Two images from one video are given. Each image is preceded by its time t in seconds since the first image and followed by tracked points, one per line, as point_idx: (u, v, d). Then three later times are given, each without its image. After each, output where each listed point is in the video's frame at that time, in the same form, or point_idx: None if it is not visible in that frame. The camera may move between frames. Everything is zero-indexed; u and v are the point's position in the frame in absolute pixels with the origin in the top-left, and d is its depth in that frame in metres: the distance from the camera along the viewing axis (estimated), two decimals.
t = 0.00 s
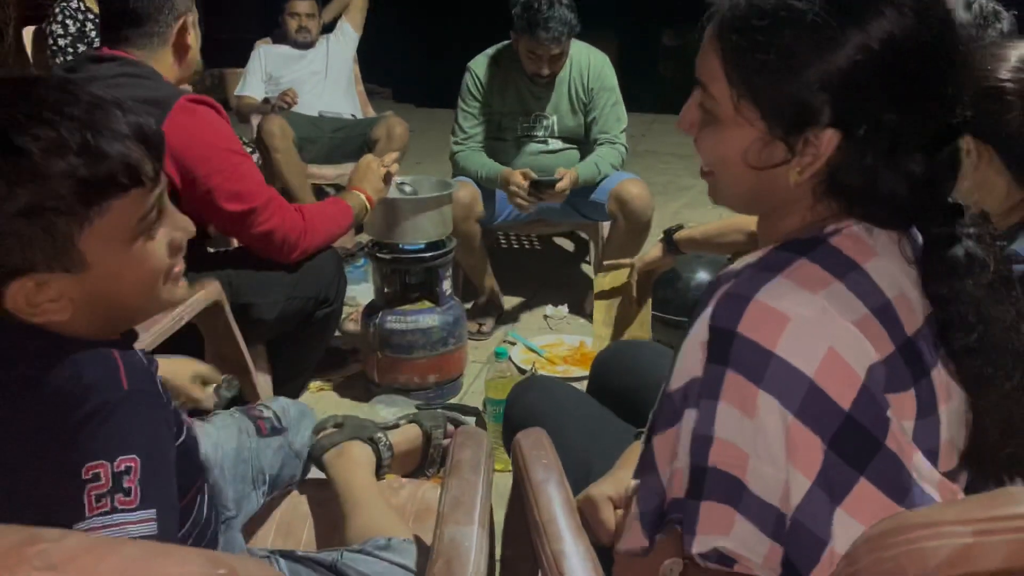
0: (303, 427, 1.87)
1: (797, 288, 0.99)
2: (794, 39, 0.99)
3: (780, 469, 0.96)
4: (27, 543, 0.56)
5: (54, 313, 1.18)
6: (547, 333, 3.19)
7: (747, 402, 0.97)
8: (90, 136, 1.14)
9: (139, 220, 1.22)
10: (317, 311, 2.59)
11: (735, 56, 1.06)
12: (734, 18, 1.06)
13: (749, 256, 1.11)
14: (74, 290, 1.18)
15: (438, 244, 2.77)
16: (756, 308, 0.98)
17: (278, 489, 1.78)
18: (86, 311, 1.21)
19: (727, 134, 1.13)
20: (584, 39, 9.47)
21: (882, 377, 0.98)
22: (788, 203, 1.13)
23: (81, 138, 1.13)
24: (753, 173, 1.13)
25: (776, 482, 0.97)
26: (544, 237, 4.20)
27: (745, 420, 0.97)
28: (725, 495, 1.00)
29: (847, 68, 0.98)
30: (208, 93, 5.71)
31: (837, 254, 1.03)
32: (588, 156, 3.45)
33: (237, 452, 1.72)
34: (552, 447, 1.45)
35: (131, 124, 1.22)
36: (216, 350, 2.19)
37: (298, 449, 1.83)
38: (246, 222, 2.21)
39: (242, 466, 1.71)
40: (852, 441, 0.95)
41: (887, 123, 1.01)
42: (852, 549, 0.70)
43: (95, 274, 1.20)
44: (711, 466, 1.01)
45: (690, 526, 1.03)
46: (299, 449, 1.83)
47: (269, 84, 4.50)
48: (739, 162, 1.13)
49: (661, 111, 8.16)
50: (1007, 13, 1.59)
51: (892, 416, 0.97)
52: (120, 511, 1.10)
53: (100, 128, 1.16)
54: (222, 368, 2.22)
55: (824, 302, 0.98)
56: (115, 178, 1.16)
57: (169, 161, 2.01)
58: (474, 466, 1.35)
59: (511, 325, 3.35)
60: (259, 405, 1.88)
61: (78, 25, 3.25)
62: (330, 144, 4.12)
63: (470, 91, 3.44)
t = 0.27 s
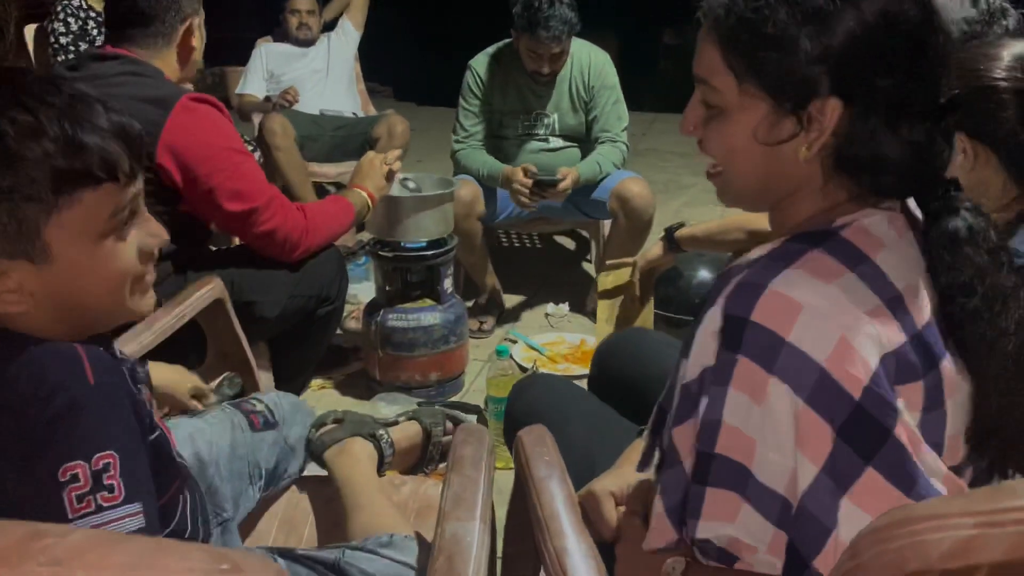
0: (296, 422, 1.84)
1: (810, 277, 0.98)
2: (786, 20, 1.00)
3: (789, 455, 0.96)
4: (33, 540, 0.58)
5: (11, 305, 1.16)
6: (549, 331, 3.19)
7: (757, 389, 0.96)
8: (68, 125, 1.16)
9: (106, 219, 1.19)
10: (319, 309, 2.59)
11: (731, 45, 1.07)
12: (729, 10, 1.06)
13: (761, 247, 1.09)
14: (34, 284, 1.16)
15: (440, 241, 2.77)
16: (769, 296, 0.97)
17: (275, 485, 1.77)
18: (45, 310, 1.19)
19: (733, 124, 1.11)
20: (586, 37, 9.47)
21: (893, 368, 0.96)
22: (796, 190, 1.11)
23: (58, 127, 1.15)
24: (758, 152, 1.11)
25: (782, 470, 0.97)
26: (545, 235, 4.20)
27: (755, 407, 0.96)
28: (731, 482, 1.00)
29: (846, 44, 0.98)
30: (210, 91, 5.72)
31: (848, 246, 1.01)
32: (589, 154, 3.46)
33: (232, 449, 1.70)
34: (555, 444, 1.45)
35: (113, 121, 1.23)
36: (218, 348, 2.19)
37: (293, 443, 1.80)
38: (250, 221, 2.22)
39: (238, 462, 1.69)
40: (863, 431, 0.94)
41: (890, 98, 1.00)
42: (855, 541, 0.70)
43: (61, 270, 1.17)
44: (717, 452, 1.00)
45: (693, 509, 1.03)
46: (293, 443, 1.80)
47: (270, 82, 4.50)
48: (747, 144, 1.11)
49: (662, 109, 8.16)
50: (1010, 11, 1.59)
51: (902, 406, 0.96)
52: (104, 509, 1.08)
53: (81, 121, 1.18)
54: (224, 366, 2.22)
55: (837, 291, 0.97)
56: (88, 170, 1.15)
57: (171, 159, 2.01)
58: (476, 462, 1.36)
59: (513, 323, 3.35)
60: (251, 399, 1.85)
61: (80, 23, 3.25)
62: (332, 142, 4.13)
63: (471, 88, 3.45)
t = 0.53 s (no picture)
0: (280, 414, 1.84)
1: (838, 265, 0.95)
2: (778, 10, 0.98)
3: (806, 442, 0.92)
4: (41, 545, 0.59)
5: (19, 281, 1.16)
6: (550, 329, 3.20)
7: (777, 374, 0.92)
8: (78, 100, 1.15)
9: (117, 194, 1.21)
10: (321, 307, 2.60)
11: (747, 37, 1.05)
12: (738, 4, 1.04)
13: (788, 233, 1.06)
14: (40, 260, 1.16)
15: (442, 240, 2.77)
16: (797, 282, 0.94)
17: (260, 484, 1.75)
18: (49, 290, 1.19)
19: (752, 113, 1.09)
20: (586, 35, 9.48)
21: (914, 363, 0.94)
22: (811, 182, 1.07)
23: (68, 102, 1.14)
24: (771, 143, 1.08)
25: (799, 454, 0.93)
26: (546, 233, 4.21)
27: (775, 392, 0.93)
28: (751, 466, 0.96)
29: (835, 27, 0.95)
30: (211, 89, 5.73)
31: (879, 239, 0.99)
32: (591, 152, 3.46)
33: (213, 454, 1.68)
34: (558, 441, 1.46)
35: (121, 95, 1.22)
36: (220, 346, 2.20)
37: (275, 439, 1.79)
38: (253, 219, 2.22)
39: (221, 469, 1.67)
40: (881, 424, 0.91)
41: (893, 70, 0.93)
42: (858, 535, 0.70)
43: (64, 249, 1.18)
44: (737, 435, 0.96)
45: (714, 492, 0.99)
46: (276, 439, 1.79)
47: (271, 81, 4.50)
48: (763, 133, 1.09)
49: (663, 107, 8.17)
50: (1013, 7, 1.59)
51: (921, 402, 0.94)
52: (128, 506, 1.12)
53: (89, 94, 1.17)
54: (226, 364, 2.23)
55: (864, 283, 0.94)
56: (99, 145, 1.16)
57: (172, 155, 2.02)
58: (480, 459, 1.36)
59: (514, 320, 3.36)
60: (230, 396, 1.84)
61: (81, 21, 3.26)
62: (333, 141, 4.13)
63: (473, 87, 3.45)
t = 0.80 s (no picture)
0: (287, 413, 1.84)
1: (863, 260, 0.96)
2: None
3: (814, 435, 0.94)
4: (43, 528, 0.58)
5: (11, 287, 1.18)
6: (547, 328, 3.20)
7: (793, 365, 0.93)
8: (72, 112, 1.20)
9: (108, 204, 1.23)
10: (318, 306, 2.60)
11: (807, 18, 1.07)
12: None
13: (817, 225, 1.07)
14: (34, 265, 1.19)
15: (440, 239, 2.77)
16: (819, 274, 0.95)
17: (264, 484, 1.76)
18: (45, 292, 1.21)
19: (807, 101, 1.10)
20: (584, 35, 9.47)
21: (932, 364, 0.94)
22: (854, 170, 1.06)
23: (63, 113, 1.18)
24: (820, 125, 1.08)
25: (809, 446, 0.94)
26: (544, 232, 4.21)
27: (791, 382, 0.94)
28: (765, 453, 0.96)
29: None
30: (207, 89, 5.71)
31: (908, 237, 0.99)
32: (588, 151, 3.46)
33: (219, 453, 1.69)
34: (556, 439, 1.45)
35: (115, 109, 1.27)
36: (218, 344, 2.19)
37: (284, 437, 1.80)
38: (251, 216, 2.21)
39: (226, 468, 1.68)
40: (891, 421, 0.93)
41: (921, 61, 0.94)
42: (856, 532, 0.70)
43: (57, 256, 1.20)
44: (752, 423, 0.97)
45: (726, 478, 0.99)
46: (285, 438, 1.80)
47: (268, 80, 4.49)
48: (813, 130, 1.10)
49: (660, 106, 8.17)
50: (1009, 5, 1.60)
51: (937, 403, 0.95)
52: (109, 500, 1.11)
53: (84, 108, 1.22)
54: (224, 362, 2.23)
55: (886, 280, 0.95)
56: (90, 154, 1.19)
57: (172, 159, 2.02)
58: (478, 457, 1.36)
59: (512, 319, 3.36)
60: (239, 396, 1.84)
61: (77, 20, 3.25)
62: (330, 140, 4.13)
63: (470, 85, 3.44)
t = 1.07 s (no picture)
0: (286, 415, 1.83)
1: (890, 254, 0.92)
2: None
3: (824, 426, 0.91)
4: (41, 522, 0.60)
5: (8, 281, 1.17)
6: (543, 328, 3.20)
7: (809, 353, 0.90)
8: (87, 111, 1.21)
9: (110, 205, 1.22)
10: (314, 306, 2.60)
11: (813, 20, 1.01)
12: None
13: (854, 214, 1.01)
14: (30, 259, 1.18)
15: (435, 239, 2.77)
16: (846, 265, 0.91)
17: (263, 484, 1.75)
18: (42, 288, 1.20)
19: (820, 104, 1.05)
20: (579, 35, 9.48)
21: (949, 366, 0.90)
22: (878, 177, 1.03)
23: (76, 111, 1.20)
24: (835, 128, 1.04)
25: (816, 435, 0.92)
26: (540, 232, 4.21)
27: (806, 370, 0.91)
28: (775, 438, 0.95)
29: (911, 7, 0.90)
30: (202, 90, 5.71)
31: (939, 237, 0.94)
32: (584, 151, 3.46)
33: (216, 455, 1.68)
34: (552, 437, 1.46)
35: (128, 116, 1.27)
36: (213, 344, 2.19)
37: (281, 438, 1.78)
38: (245, 217, 2.21)
39: (223, 470, 1.67)
40: (903, 418, 0.89)
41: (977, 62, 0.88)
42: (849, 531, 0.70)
43: (55, 249, 1.19)
44: (766, 407, 0.95)
45: (736, 458, 0.99)
46: (282, 439, 1.78)
47: (263, 80, 4.49)
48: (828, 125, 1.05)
49: (656, 107, 8.19)
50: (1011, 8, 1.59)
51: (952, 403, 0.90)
52: (113, 497, 1.12)
53: (99, 109, 1.23)
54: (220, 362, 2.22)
55: (911, 275, 0.90)
56: (99, 151, 1.19)
57: (167, 158, 2.02)
58: (475, 456, 1.36)
59: (508, 319, 3.36)
60: (236, 397, 1.83)
61: (72, 22, 3.24)
62: (326, 140, 4.12)
63: (466, 85, 3.44)
